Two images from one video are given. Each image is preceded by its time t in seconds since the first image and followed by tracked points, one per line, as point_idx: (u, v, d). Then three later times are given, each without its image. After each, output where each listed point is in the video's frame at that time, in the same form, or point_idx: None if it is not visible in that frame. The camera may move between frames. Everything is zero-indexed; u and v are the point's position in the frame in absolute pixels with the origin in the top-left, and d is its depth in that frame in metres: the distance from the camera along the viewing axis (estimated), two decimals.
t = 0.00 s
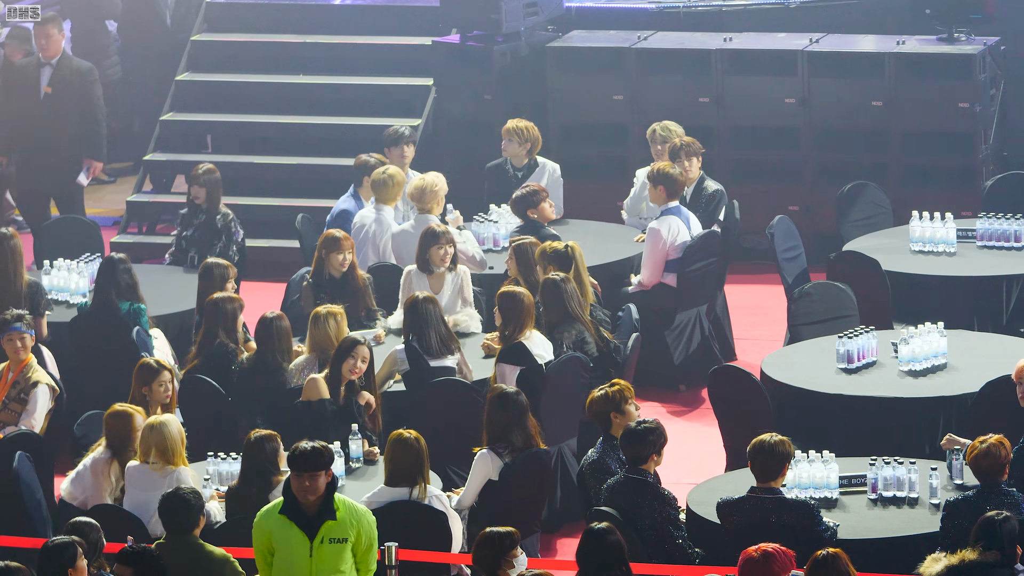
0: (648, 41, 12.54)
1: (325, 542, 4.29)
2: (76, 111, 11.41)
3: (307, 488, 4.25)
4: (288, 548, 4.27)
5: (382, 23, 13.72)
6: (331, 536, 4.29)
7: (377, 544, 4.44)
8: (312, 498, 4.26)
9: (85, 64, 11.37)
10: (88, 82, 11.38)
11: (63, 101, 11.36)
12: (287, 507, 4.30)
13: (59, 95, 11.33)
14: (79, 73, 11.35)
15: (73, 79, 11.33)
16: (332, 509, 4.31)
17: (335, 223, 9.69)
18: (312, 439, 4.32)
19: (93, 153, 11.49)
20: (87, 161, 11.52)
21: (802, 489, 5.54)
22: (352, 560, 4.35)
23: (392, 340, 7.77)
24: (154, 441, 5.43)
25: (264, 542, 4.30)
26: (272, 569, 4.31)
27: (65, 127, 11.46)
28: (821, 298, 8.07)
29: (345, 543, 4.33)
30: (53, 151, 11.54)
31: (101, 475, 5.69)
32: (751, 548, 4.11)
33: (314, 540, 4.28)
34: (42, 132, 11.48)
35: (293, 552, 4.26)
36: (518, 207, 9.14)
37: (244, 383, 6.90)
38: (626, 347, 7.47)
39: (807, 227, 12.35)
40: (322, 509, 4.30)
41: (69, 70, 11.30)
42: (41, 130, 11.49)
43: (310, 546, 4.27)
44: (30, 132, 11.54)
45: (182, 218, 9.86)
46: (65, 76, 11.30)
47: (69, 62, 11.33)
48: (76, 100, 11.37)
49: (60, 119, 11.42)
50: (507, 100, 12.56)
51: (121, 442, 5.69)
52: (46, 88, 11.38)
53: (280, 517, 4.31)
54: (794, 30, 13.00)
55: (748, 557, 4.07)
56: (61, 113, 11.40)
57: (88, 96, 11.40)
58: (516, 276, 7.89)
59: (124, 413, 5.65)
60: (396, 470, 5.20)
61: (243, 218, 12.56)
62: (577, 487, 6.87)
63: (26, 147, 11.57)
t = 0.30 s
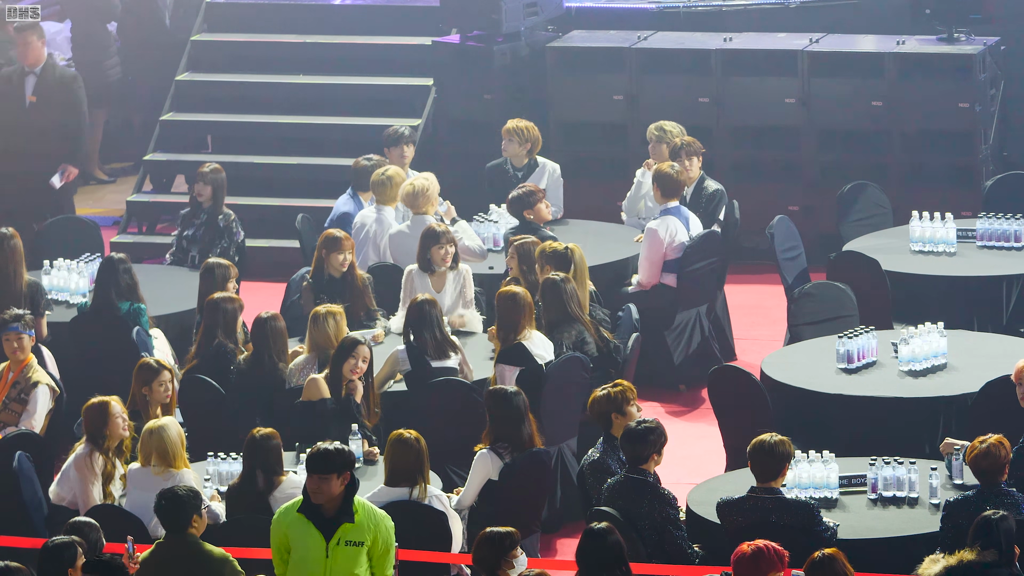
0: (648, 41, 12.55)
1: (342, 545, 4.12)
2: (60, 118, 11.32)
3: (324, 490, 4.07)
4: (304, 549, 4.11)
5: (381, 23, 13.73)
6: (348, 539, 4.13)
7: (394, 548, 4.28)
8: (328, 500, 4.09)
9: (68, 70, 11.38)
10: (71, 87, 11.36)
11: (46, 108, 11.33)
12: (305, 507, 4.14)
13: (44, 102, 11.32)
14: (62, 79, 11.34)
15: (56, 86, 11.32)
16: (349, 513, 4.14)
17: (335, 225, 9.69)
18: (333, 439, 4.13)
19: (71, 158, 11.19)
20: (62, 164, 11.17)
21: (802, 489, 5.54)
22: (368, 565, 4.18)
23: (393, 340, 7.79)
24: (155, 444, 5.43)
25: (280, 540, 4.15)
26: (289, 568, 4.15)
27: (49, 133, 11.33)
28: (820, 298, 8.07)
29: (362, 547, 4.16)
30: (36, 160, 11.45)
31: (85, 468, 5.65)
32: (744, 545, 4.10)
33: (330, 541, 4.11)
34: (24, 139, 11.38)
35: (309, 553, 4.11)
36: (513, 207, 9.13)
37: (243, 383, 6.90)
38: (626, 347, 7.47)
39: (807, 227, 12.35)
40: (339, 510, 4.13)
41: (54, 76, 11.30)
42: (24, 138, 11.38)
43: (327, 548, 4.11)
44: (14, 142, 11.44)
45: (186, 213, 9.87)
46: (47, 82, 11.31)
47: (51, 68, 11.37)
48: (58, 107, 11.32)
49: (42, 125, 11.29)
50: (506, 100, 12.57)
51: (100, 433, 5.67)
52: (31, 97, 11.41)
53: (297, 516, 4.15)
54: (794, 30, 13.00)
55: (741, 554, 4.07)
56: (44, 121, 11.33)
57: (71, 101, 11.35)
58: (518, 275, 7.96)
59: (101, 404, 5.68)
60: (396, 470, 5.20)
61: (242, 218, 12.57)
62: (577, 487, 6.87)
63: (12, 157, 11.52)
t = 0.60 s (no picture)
0: (648, 41, 12.55)
1: (338, 549, 4.09)
2: (38, 127, 10.86)
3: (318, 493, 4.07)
4: (302, 549, 4.13)
5: (382, 23, 13.72)
6: (342, 545, 4.09)
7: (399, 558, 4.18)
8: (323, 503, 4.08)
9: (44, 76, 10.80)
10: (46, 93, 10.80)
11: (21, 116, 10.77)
12: (308, 508, 4.16)
13: (18, 111, 10.75)
14: (37, 84, 10.79)
15: (31, 92, 10.76)
16: (346, 518, 4.11)
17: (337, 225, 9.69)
18: (338, 443, 4.13)
19: (54, 164, 10.87)
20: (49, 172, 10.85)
21: (802, 489, 5.54)
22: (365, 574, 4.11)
23: (393, 339, 7.79)
24: (157, 445, 5.43)
25: (285, 537, 4.20)
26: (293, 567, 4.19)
27: (28, 142, 10.85)
28: (821, 298, 8.07)
29: (359, 554, 4.10)
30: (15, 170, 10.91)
31: (76, 467, 5.66)
32: (740, 542, 4.12)
33: (326, 544, 4.10)
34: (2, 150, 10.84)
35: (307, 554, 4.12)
36: (513, 207, 9.14)
37: (243, 382, 6.90)
38: (626, 347, 7.47)
39: (807, 227, 12.34)
40: (338, 515, 4.12)
41: (29, 83, 10.73)
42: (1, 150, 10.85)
43: (322, 550, 4.10)
44: None
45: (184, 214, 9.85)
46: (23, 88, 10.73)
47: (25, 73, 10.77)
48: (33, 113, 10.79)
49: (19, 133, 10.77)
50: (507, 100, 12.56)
51: (85, 428, 5.66)
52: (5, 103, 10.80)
53: (300, 517, 4.17)
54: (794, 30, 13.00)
55: (736, 550, 4.08)
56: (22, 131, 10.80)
57: (48, 109, 10.87)
58: (520, 274, 7.97)
59: (88, 399, 5.65)
60: (396, 470, 5.20)
61: (243, 219, 12.56)
62: (577, 487, 6.88)
63: None
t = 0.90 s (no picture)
0: (648, 41, 12.55)
1: (318, 548, 4.09)
2: (24, 128, 11.07)
3: (296, 491, 4.08)
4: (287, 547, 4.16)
5: (382, 23, 13.72)
6: (322, 544, 4.09)
7: (382, 558, 4.13)
8: (303, 501, 4.09)
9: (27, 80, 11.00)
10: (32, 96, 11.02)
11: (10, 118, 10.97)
12: (292, 509, 4.16)
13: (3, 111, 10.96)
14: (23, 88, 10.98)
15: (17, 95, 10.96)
16: (326, 517, 4.11)
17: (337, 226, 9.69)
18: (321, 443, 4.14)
19: (42, 169, 11.00)
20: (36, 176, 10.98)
21: (802, 489, 5.54)
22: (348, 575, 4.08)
23: (393, 340, 7.79)
24: (158, 438, 5.44)
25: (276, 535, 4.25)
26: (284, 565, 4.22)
27: (15, 145, 11.10)
28: (821, 298, 8.07)
29: (338, 554, 4.08)
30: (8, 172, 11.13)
31: (71, 465, 5.69)
32: (737, 535, 4.12)
33: (308, 543, 4.11)
34: None
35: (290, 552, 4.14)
36: (516, 207, 9.13)
37: (243, 382, 6.90)
38: (626, 347, 7.47)
39: (807, 228, 12.35)
40: (318, 513, 4.12)
41: (13, 89, 10.92)
42: None
43: (303, 549, 4.12)
44: None
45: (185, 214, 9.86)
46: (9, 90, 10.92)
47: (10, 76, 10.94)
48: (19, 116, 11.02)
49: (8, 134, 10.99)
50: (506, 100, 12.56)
51: (78, 423, 5.69)
52: None
53: (287, 515, 4.19)
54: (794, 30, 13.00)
55: (733, 543, 4.09)
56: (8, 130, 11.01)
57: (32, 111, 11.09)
58: (520, 275, 7.97)
59: (81, 395, 5.67)
60: (396, 471, 5.19)
61: (242, 218, 12.56)
62: (577, 487, 6.88)
63: None
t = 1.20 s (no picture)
0: (648, 41, 12.55)
1: (283, 544, 4.17)
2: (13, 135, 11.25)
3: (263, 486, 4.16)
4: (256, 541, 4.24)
5: (382, 23, 13.72)
6: (287, 540, 4.16)
7: (346, 557, 4.18)
8: (270, 497, 4.17)
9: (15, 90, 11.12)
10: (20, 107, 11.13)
11: None
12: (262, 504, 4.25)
13: None
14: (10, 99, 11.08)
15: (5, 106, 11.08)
16: (291, 514, 4.18)
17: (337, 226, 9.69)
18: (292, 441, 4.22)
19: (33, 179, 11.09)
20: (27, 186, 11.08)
21: (802, 489, 5.54)
22: (312, 570, 4.15)
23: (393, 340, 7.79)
24: (159, 436, 5.44)
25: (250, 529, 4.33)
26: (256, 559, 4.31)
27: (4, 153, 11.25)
28: (820, 298, 8.07)
29: (302, 550, 4.15)
30: None
31: (70, 467, 5.66)
32: (737, 529, 4.13)
33: (275, 539, 4.19)
34: None
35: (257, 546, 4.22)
36: (517, 207, 9.15)
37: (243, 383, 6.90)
38: (627, 347, 7.47)
39: (806, 228, 12.35)
40: (284, 509, 4.19)
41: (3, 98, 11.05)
42: None
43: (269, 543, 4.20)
44: None
45: (185, 215, 9.86)
46: None
47: None
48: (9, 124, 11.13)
49: None
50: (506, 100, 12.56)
51: (74, 422, 5.68)
52: None
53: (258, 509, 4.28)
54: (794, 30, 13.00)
55: (733, 537, 4.10)
56: None
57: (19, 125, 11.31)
58: (520, 277, 7.96)
59: (77, 395, 5.66)
60: (396, 471, 5.19)
61: (242, 219, 12.57)
62: (577, 488, 6.88)
63: None
